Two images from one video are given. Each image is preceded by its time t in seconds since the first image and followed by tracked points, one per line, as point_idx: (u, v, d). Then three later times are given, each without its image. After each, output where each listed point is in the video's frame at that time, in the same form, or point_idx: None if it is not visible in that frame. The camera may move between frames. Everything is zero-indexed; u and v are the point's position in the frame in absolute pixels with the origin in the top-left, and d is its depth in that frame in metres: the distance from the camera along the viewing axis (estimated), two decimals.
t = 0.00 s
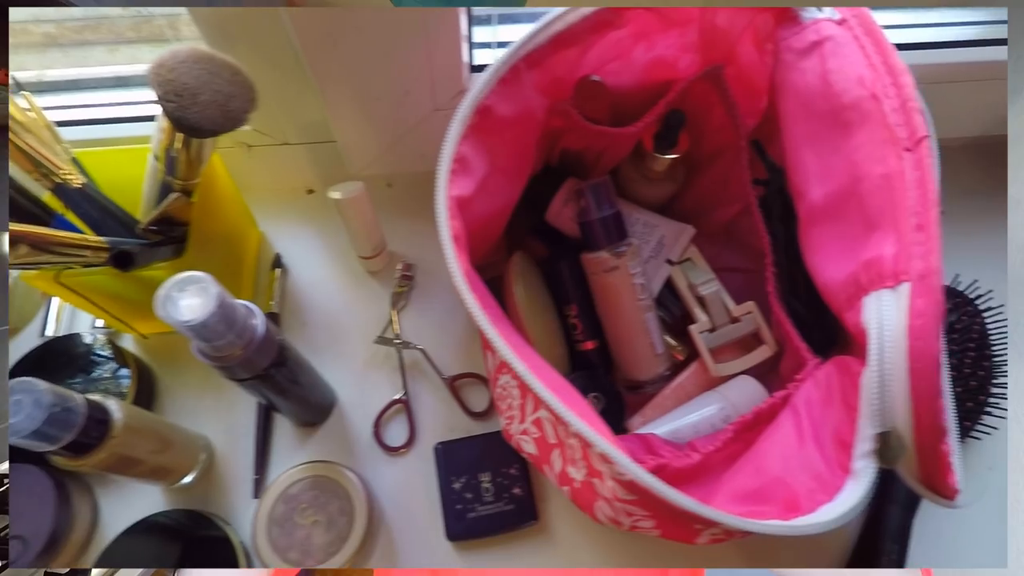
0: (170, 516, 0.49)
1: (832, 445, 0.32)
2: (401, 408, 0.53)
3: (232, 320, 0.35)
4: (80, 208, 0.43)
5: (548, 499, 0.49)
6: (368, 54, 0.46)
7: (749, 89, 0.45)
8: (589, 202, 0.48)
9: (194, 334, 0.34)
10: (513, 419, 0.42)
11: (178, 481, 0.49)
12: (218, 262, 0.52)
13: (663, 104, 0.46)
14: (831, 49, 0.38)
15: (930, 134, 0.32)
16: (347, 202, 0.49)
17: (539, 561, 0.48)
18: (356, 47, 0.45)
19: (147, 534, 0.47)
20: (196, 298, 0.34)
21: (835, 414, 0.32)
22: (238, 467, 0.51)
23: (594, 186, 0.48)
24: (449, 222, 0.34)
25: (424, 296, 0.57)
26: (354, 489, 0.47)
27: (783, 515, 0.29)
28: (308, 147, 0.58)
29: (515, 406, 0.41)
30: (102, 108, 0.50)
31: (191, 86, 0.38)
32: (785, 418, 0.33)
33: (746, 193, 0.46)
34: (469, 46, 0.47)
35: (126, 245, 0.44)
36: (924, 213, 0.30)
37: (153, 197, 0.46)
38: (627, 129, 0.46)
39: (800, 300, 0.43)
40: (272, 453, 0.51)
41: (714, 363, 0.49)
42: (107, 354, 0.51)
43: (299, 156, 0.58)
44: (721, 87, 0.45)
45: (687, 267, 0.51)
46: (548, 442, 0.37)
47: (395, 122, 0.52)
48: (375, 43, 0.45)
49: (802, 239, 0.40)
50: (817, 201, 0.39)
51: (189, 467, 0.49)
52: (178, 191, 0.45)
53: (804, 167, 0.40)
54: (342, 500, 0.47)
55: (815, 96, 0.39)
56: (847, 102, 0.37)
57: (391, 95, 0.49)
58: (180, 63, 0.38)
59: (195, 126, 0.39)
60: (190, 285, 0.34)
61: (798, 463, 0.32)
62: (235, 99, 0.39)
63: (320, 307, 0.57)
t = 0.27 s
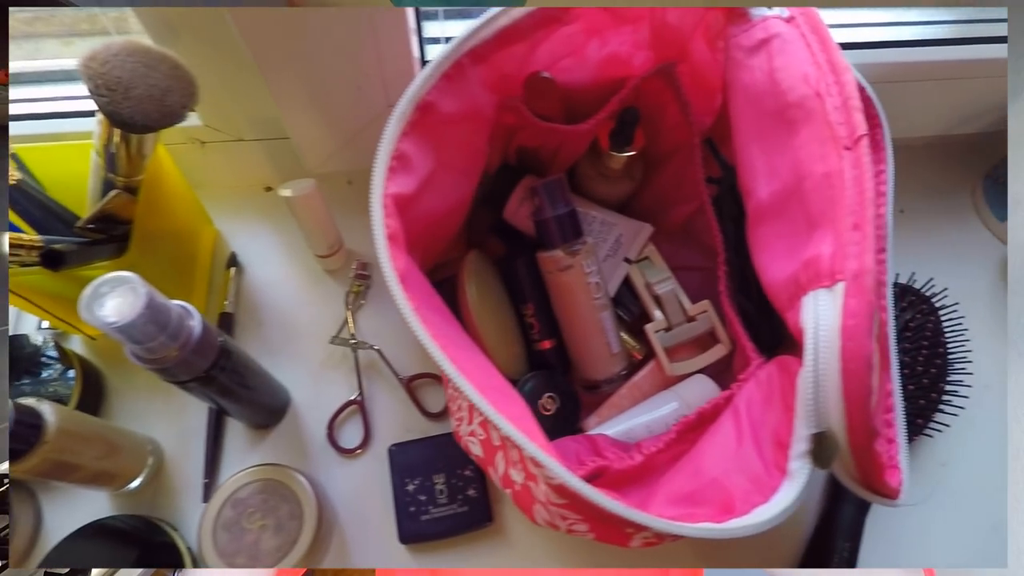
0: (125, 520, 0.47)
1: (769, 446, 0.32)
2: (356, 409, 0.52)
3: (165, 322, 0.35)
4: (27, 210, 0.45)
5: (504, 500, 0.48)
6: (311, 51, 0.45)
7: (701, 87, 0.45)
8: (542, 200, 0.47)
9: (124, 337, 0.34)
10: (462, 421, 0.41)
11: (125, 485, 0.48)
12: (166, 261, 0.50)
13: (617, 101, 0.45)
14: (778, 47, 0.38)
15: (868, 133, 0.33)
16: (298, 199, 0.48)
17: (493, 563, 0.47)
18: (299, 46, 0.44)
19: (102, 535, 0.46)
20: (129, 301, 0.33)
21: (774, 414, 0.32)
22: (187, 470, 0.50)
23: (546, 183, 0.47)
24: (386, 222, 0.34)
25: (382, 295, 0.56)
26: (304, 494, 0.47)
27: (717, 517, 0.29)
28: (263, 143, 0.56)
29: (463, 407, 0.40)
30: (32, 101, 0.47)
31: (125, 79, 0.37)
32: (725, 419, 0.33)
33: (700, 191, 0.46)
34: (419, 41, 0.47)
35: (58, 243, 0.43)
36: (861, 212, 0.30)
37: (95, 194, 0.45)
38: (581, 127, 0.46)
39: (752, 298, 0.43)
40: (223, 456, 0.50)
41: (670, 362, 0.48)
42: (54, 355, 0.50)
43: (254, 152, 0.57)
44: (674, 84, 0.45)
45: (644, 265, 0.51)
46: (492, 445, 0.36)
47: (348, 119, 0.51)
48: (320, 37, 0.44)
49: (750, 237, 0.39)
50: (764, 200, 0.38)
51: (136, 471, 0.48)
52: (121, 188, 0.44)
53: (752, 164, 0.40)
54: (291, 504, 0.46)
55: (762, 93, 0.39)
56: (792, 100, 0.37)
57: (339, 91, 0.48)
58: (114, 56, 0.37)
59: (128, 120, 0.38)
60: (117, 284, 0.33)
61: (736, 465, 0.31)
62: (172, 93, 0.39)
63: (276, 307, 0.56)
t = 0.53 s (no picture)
0: (104, 525, 0.46)
1: (738, 447, 0.31)
2: (335, 411, 0.51)
3: (130, 326, 0.34)
4: None
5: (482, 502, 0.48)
6: (280, 51, 0.44)
7: (677, 85, 0.45)
8: (519, 200, 0.47)
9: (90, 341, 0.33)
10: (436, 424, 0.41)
11: (99, 491, 0.47)
12: (139, 263, 0.50)
13: (592, 100, 0.45)
14: (750, 45, 0.38)
15: (837, 131, 0.32)
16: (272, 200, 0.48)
17: (471, 565, 0.47)
18: (266, 47, 0.43)
19: (81, 538, 0.45)
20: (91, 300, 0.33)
21: (744, 415, 0.32)
22: (164, 473, 0.49)
23: (524, 182, 0.47)
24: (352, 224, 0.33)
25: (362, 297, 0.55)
26: (279, 496, 0.46)
27: (683, 520, 0.29)
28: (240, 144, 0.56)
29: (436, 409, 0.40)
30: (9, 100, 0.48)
31: (90, 79, 0.36)
32: (695, 421, 0.33)
33: (677, 191, 0.46)
34: (393, 40, 0.48)
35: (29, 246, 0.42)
36: (828, 212, 0.30)
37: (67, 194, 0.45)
38: (555, 126, 0.46)
39: (729, 297, 0.43)
40: (200, 459, 0.50)
41: (648, 363, 0.48)
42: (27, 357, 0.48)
43: (233, 153, 0.57)
44: (650, 83, 0.45)
45: (624, 265, 0.51)
46: (463, 447, 0.36)
47: (326, 119, 0.50)
48: (289, 36, 0.43)
49: (723, 237, 0.39)
50: (737, 199, 0.38)
51: (111, 476, 0.48)
52: (92, 189, 0.44)
53: (725, 163, 0.40)
54: (267, 509, 0.46)
55: (735, 91, 0.39)
56: (764, 99, 0.36)
57: (312, 91, 0.47)
58: (78, 55, 0.36)
59: (93, 120, 0.38)
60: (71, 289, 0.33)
61: (705, 467, 0.31)
62: (139, 94, 0.38)
63: (254, 308, 0.56)
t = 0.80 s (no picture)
0: (94, 527, 0.46)
1: (725, 450, 0.31)
2: (326, 413, 0.51)
3: (115, 328, 0.34)
4: None
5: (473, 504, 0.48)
6: (269, 52, 0.44)
7: (667, 87, 0.45)
8: (509, 202, 0.47)
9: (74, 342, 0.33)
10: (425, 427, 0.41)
11: (87, 494, 0.47)
12: (128, 265, 0.50)
13: (582, 102, 0.45)
14: (739, 47, 0.38)
15: (824, 134, 0.33)
16: (262, 202, 0.48)
17: (462, 568, 0.47)
18: (254, 48, 0.43)
19: (71, 542, 0.45)
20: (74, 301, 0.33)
21: (731, 418, 0.32)
22: (154, 475, 0.49)
23: (514, 184, 0.47)
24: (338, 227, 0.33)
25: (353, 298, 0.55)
26: (269, 499, 0.46)
27: (669, 523, 0.29)
28: (231, 145, 0.56)
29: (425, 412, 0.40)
30: None
31: (76, 81, 0.36)
32: (683, 423, 0.33)
33: (667, 193, 0.46)
34: (383, 40, 0.48)
35: (17, 247, 0.43)
36: (814, 214, 0.30)
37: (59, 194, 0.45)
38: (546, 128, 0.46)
39: (719, 299, 0.43)
40: (190, 462, 0.50)
41: (639, 365, 0.48)
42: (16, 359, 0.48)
43: (225, 154, 0.57)
44: (640, 85, 0.45)
45: (615, 267, 0.51)
46: (451, 450, 0.36)
47: (317, 121, 0.50)
48: (277, 35, 0.43)
49: (712, 239, 0.39)
50: (725, 201, 0.38)
51: (98, 479, 0.47)
52: (81, 191, 0.44)
53: (714, 165, 0.40)
54: (255, 511, 0.45)
55: (723, 93, 0.39)
56: (752, 101, 0.36)
57: (303, 94, 0.47)
58: (65, 57, 0.36)
59: (80, 121, 0.38)
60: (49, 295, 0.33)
61: (692, 470, 0.31)
62: (127, 95, 0.38)
63: (245, 310, 0.56)
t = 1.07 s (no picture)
0: (93, 525, 0.46)
1: (723, 447, 0.31)
2: (325, 411, 0.51)
3: (115, 324, 0.34)
4: None
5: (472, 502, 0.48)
6: (268, 49, 0.44)
7: (666, 87, 0.46)
8: (508, 201, 0.47)
9: (76, 339, 0.33)
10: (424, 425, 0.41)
11: (86, 491, 0.47)
12: (128, 263, 0.50)
13: (581, 102, 0.46)
14: (737, 47, 0.38)
15: (821, 133, 0.33)
16: (263, 200, 0.48)
17: (461, 565, 0.47)
18: (254, 46, 0.43)
19: (70, 540, 0.45)
20: (71, 296, 0.33)
21: (729, 415, 0.32)
22: (152, 473, 0.49)
23: (514, 183, 0.47)
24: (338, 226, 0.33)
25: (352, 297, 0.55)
26: (268, 496, 0.46)
27: (667, 519, 0.29)
28: (231, 143, 0.56)
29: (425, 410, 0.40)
30: None
31: (77, 77, 0.36)
32: (681, 420, 0.33)
33: (665, 192, 0.46)
34: (384, 39, 0.48)
35: (16, 242, 0.43)
36: (812, 213, 0.30)
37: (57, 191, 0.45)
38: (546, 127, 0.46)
39: (717, 298, 0.43)
40: (189, 459, 0.50)
41: (637, 363, 0.48)
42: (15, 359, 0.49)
43: (224, 152, 0.57)
44: (639, 85, 0.45)
45: (613, 266, 0.51)
46: (451, 447, 0.36)
47: (318, 118, 0.50)
48: (277, 32, 0.43)
49: (710, 237, 0.39)
50: (723, 201, 0.38)
51: (97, 476, 0.47)
52: (80, 188, 0.44)
53: (712, 164, 0.40)
54: (254, 508, 0.45)
55: (721, 93, 0.39)
56: (750, 101, 0.37)
57: (304, 92, 0.47)
58: (66, 53, 0.36)
59: (81, 118, 0.38)
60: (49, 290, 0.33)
61: (690, 466, 0.31)
62: (127, 91, 0.38)
63: (245, 308, 0.56)
